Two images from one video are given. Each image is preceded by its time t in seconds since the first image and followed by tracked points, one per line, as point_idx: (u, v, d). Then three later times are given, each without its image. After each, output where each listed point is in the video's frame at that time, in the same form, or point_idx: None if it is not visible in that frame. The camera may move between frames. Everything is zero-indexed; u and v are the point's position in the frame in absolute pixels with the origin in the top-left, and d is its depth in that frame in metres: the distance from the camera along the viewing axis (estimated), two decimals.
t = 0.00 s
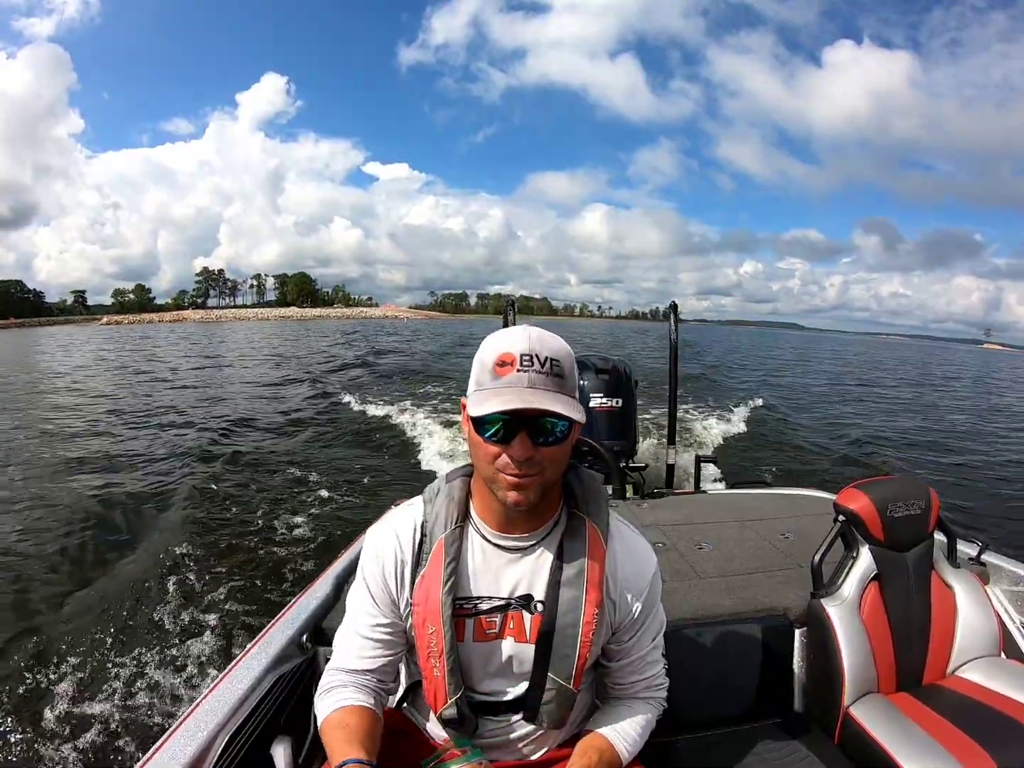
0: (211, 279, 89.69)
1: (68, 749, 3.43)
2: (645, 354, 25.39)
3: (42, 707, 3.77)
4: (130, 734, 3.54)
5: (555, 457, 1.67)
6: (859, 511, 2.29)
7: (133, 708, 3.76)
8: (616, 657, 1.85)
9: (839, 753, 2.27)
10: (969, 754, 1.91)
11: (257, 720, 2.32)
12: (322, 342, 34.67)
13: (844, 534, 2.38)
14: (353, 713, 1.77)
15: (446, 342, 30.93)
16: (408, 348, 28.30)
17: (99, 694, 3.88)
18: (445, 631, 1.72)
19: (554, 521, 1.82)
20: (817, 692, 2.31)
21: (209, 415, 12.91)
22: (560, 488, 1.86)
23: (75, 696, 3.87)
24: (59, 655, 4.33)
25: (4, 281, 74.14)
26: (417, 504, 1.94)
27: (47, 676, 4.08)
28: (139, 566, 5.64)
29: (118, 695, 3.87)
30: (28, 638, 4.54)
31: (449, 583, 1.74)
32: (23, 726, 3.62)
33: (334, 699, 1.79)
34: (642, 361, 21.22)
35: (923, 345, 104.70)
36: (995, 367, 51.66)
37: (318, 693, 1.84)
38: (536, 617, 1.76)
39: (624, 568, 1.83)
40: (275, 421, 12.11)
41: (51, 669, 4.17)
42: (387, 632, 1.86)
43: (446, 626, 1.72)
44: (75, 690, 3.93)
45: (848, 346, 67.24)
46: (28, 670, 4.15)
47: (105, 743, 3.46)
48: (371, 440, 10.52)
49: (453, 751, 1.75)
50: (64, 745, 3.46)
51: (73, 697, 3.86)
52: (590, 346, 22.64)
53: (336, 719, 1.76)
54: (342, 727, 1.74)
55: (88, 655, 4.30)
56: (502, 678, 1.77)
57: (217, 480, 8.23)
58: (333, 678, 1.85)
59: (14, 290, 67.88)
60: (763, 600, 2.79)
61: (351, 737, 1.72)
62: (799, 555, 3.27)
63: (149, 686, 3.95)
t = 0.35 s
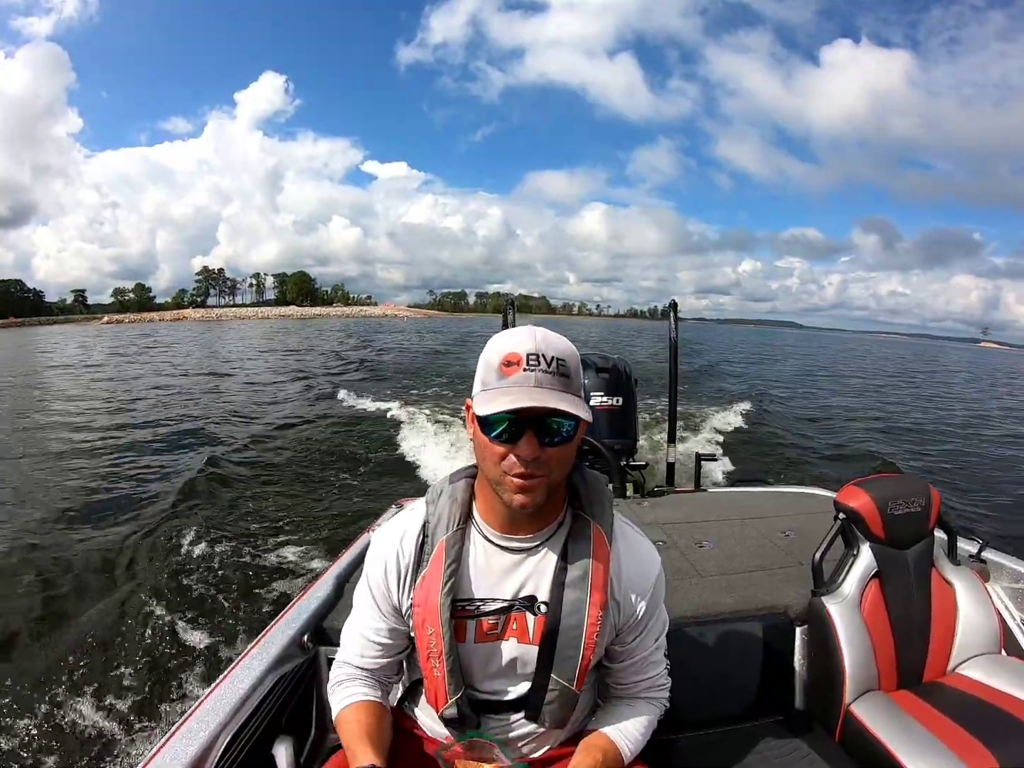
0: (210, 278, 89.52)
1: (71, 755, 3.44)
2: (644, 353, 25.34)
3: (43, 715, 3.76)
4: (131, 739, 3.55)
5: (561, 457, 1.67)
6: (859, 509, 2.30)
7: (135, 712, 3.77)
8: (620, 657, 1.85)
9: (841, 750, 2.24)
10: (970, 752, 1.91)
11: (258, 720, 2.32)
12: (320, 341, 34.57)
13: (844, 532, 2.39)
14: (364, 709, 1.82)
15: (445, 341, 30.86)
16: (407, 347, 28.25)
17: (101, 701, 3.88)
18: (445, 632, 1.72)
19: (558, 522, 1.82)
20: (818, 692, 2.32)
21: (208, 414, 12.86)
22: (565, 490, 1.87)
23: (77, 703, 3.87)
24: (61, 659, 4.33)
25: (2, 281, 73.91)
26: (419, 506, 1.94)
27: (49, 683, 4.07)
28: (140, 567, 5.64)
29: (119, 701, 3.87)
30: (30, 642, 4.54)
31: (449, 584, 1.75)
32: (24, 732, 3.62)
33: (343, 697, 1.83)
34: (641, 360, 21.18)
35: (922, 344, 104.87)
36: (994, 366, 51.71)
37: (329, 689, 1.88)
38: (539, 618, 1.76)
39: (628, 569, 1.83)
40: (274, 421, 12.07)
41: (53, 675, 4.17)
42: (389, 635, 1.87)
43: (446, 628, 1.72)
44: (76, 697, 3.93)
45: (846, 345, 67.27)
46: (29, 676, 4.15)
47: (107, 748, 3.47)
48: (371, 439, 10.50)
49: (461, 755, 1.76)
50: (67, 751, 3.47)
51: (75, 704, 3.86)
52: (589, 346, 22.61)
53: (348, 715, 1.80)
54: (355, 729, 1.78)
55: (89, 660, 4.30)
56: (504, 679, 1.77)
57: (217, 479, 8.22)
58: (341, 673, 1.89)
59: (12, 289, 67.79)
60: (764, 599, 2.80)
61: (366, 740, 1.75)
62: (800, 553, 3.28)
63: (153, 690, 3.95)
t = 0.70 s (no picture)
0: (210, 278, 89.48)
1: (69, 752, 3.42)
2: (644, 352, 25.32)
3: (41, 711, 3.75)
4: (129, 736, 3.54)
5: (553, 455, 1.67)
6: (860, 508, 2.30)
7: (134, 709, 3.76)
8: (619, 657, 1.85)
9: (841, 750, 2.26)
10: (971, 753, 1.91)
11: (259, 719, 2.31)
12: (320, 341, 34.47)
13: (845, 532, 2.39)
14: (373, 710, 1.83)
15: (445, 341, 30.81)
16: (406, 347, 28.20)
17: (99, 696, 3.87)
18: (442, 634, 1.72)
19: (555, 522, 1.82)
20: (818, 692, 2.32)
21: (208, 413, 12.84)
22: (562, 490, 1.87)
23: (75, 699, 3.85)
24: (59, 656, 4.32)
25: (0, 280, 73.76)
26: (417, 507, 1.94)
27: (48, 679, 4.06)
28: (137, 567, 5.62)
29: (118, 697, 3.85)
30: (27, 640, 4.52)
31: (447, 587, 1.75)
32: (22, 729, 3.61)
33: (349, 698, 1.84)
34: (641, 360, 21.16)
35: (922, 344, 104.94)
36: (993, 366, 51.76)
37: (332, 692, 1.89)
38: (537, 619, 1.76)
39: (626, 569, 1.83)
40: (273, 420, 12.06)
41: (50, 671, 4.15)
42: (387, 638, 1.87)
43: (443, 630, 1.72)
44: (74, 693, 3.91)
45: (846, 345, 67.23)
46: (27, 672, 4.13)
47: (104, 745, 3.45)
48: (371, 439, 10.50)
49: (471, 762, 1.77)
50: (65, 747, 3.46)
51: (74, 700, 3.84)
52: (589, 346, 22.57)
53: (358, 718, 1.81)
54: (366, 732, 1.78)
55: (87, 656, 4.28)
56: (503, 680, 1.77)
57: (216, 478, 8.21)
58: (343, 676, 1.89)
59: (11, 288, 67.73)
60: (764, 599, 2.80)
61: (380, 744, 1.76)
62: (800, 552, 3.28)
63: (154, 686, 3.94)
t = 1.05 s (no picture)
0: (210, 278, 89.56)
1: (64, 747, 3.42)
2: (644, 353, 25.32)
3: (36, 708, 3.75)
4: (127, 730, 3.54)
5: (544, 449, 1.68)
6: (858, 509, 2.31)
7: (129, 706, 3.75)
8: (614, 654, 1.86)
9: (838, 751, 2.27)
10: (968, 754, 1.92)
11: (256, 714, 2.30)
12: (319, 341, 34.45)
13: (843, 532, 2.40)
14: (370, 707, 1.83)
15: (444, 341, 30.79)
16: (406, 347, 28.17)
17: (95, 694, 3.87)
18: (438, 630, 1.72)
19: (551, 516, 1.83)
20: (815, 690, 2.33)
21: (207, 413, 12.84)
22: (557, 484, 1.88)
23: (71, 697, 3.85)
24: (56, 654, 4.33)
25: None
26: (413, 504, 1.94)
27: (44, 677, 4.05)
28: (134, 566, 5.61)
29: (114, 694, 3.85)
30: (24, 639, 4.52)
31: (443, 581, 1.75)
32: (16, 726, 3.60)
33: (346, 696, 1.84)
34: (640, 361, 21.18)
35: (919, 343, 105.26)
36: (991, 366, 51.87)
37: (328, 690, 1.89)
38: (533, 614, 1.76)
39: (621, 564, 1.84)
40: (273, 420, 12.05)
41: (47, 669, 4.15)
42: (384, 633, 1.88)
43: (439, 626, 1.72)
44: (70, 690, 3.90)
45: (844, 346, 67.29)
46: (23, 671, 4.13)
47: (100, 740, 3.45)
48: (369, 439, 10.49)
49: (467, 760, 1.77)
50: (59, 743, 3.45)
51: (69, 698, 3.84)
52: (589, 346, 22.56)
53: (356, 714, 1.81)
54: (364, 730, 1.78)
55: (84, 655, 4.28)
56: (499, 675, 1.77)
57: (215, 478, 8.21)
58: (340, 673, 1.89)
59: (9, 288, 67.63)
60: (761, 598, 2.81)
61: (380, 740, 1.76)
62: (798, 553, 3.29)
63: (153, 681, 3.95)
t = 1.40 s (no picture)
0: (210, 279, 89.62)
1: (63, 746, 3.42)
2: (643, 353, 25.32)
3: (35, 706, 3.75)
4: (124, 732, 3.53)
5: (562, 447, 1.69)
6: (858, 508, 2.31)
7: (126, 705, 3.73)
8: (615, 653, 1.86)
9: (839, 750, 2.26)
10: (968, 753, 1.92)
11: (258, 716, 2.29)
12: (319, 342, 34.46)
13: (843, 532, 2.40)
14: (372, 709, 1.83)
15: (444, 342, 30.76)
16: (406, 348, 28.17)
17: (93, 692, 3.86)
18: (437, 631, 1.72)
19: (550, 517, 1.83)
20: (816, 689, 2.33)
21: (207, 414, 12.84)
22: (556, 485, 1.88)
23: (68, 695, 3.84)
24: (55, 651, 4.33)
25: None
26: (411, 505, 1.94)
27: (42, 676, 4.04)
28: (132, 566, 5.60)
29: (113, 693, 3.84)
30: (23, 638, 4.50)
31: (442, 582, 1.75)
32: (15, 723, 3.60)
33: (347, 699, 1.83)
34: (640, 361, 21.18)
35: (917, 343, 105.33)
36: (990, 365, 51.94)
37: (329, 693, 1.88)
38: (533, 614, 1.76)
39: (621, 562, 1.84)
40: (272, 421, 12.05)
41: (45, 668, 4.13)
42: (384, 635, 1.87)
43: (438, 627, 1.72)
44: (67, 689, 3.89)
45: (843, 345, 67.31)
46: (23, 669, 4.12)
47: (98, 742, 3.45)
48: (369, 439, 10.48)
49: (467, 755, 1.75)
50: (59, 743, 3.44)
51: (67, 697, 3.82)
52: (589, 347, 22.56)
53: (357, 717, 1.81)
54: (364, 733, 1.77)
55: (82, 654, 4.26)
56: (500, 675, 1.77)
57: (214, 479, 8.20)
58: (340, 676, 1.89)
59: (10, 290, 67.67)
60: (761, 598, 2.81)
61: (383, 741, 1.75)
62: (799, 552, 3.29)
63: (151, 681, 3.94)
